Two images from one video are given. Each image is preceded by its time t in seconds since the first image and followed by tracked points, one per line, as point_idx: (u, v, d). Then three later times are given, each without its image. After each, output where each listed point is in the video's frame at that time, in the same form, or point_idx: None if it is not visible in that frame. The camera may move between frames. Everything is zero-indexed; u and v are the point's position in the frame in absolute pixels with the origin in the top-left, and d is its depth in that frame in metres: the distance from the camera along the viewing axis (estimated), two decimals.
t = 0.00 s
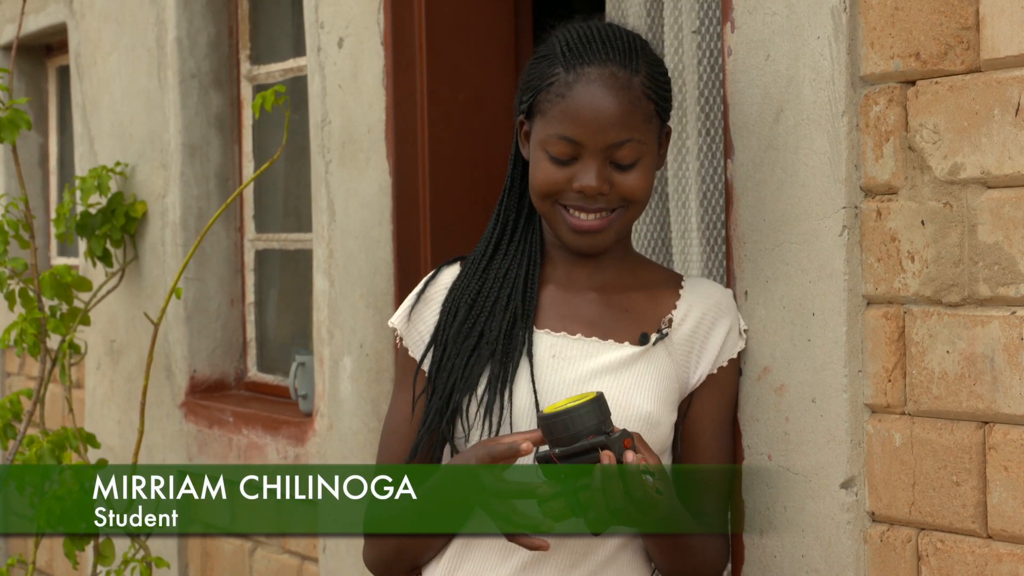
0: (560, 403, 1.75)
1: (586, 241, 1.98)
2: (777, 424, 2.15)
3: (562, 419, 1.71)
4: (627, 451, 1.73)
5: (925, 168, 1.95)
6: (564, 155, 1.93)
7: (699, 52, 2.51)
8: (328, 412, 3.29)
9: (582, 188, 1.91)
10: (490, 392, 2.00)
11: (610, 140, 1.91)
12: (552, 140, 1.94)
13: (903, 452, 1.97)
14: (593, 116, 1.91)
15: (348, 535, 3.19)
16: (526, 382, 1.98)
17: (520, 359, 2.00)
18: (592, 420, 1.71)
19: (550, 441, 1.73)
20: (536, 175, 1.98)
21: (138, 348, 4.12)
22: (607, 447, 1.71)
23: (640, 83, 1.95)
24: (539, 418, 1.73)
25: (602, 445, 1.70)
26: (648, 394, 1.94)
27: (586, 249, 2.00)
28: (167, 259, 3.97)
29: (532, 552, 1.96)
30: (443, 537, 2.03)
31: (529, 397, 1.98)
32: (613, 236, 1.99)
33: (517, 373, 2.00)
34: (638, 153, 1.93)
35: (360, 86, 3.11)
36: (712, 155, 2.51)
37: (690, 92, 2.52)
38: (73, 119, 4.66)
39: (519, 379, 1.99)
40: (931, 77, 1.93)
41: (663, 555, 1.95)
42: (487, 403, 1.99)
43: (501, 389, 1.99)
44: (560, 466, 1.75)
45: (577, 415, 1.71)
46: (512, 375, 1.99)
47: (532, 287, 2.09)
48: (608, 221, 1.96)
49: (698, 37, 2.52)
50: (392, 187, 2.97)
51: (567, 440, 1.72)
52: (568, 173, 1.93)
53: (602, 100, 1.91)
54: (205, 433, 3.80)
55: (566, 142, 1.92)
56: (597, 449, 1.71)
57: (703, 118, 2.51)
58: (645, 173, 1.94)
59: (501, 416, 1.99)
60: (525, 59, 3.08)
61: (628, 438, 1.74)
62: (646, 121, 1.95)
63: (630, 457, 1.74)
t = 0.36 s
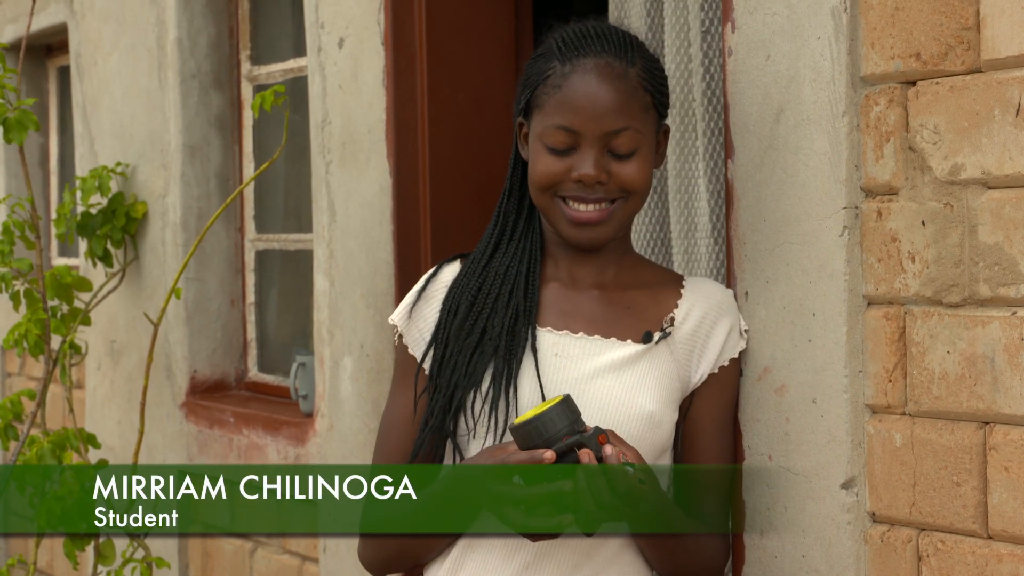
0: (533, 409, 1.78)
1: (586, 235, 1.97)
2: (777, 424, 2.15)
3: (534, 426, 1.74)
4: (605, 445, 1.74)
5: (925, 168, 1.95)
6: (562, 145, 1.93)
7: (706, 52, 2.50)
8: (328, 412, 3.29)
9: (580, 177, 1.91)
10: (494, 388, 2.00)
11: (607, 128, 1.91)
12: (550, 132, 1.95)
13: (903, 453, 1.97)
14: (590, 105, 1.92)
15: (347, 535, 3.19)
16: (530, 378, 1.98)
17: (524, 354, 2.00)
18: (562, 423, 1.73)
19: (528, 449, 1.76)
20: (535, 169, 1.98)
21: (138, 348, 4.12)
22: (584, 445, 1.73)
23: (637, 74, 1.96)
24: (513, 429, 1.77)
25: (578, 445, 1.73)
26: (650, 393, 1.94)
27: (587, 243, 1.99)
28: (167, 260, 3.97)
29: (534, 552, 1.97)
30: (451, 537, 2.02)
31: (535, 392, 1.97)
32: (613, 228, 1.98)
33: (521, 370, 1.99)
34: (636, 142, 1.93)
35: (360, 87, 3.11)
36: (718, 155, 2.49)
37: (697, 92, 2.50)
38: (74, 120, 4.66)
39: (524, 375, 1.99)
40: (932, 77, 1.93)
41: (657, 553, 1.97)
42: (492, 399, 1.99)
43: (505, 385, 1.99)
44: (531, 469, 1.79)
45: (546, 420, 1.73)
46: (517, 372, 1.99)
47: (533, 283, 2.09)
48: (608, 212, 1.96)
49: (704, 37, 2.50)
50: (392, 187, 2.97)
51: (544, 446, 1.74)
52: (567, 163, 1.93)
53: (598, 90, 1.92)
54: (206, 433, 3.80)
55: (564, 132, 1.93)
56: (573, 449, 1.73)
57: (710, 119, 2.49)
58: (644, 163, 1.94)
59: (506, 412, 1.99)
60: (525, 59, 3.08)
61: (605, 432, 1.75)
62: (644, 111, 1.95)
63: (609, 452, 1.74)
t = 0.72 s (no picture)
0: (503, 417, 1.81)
1: (580, 244, 1.98)
2: (778, 425, 2.15)
3: (508, 430, 1.77)
4: (581, 439, 1.78)
5: (927, 169, 1.94)
6: (556, 154, 1.94)
7: (707, 53, 2.49)
8: (329, 413, 3.29)
9: (573, 187, 1.91)
10: (489, 394, 2.00)
11: (602, 138, 1.91)
12: (545, 139, 1.95)
13: (904, 453, 1.97)
14: (585, 114, 1.92)
15: (349, 536, 3.19)
16: (525, 383, 1.99)
17: (518, 362, 2.00)
18: (535, 423, 1.77)
19: (506, 456, 1.79)
20: (530, 175, 1.98)
21: (139, 349, 4.12)
22: (559, 444, 1.75)
23: (634, 82, 1.95)
24: (488, 437, 1.79)
25: (554, 444, 1.75)
26: (648, 392, 1.94)
27: (581, 253, 2.00)
28: (168, 260, 3.98)
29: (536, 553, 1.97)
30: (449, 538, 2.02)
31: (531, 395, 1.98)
32: (607, 238, 1.98)
33: (516, 375, 2.00)
34: (631, 152, 1.93)
35: (361, 87, 3.11)
36: (719, 155, 2.48)
37: (698, 93, 2.51)
38: (75, 121, 4.67)
39: (518, 382, 1.99)
40: (933, 78, 1.93)
41: (661, 554, 1.95)
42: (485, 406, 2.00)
43: (500, 391, 2.00)
44: (511, 475, 1.80)
45: (520, 422, 1.76)
46: (511, 377, 1.99)
47: (529, 290, 2.09)
48: (601, 222, 1.96)
49: (705, 38, 2.50)
50: (393, 188, 2.98)
51: (520, 448, 1.77)
52: (561, 172, 1.94)
53: (593, 98, 1.92)
54: (207, 434, 3.80)
55: (558, 141, 1.93)
56: (550, 447, 1.76)
57: (711, 119, 2.49)
58: (638, 173, 1.94)
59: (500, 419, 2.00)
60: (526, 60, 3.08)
61: (578, 427, 1.78)
62: (640, 120, 1.95)
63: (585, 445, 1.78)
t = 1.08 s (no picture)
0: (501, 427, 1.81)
1: (583, 250, 1.99)
2: (779, 429, 2.15)
3: (507, 441, 1.77)
4: (579, 448, 1.78)
5: (927, 173, 1.94)
6: (559, 162, 1.94)
7: (704, 57, 2.51)
8: (330, 417, 3.29)
9: (576, 196, 1.92)
10: (491, 396, 2.00)
11: (605, 149, 1.90)
12: (548, 147, 1.95)
13: (905, 457, 1.97)
14: (588, 124, 1.91)
15: (349, 539, 3.19)
16: (528, 384, 1.98)
17: (522, 360, 2.00)
18: (534, 435, 1.76)
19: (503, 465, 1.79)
20: (532, 181, 1.98)
21: (140, 352, 4.12)
22: (558, 455, 1.76)
23: (637, 91, 1.95)
24: (487, 447, 1.80)
25: (553, 455, 1.76)
26: (650, 397, 1.93)
27: (584, 258, 2.01)
28: (169, 264, 3.98)
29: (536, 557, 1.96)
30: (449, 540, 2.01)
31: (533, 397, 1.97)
32: (610, 242, 1.99)
33: (519, 378, 2.00)
34: (634, 161, 1.93)
35: (362, 91, 3.11)
36: (716, 158, 2.49)
37: (694, 97, 2.52)
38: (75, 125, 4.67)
39: (522, 382, 1.99)
40: (933, 82, 1.93)
41: (665, 561, 1.95)
42: (489, 407, 2.00)
43: (503, 392, 2.00)
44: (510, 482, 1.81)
45: (519, 435, 1.76)
46: (514, 380, 1.99)
47: (531, 291, 2.09)
48: (604, 228, 1.97)
49: (703, 41, 2.51)
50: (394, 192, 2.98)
51: (519, 459, 1.77)
52: (564, 180, 1.94)
53: (598, 107, 1.91)
54: (207, 437, 3.80)
55: (561, 150, 1.93)
56: (549, 458, 1.76)
57: (708, 121, 2.50)
58: (641, 182, 1.94)
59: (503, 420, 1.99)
60: (527, 64, 3.08)
61: (576, 436, 1.78)
62: (643, 129, 1.94)
63: (583, 454, 1.78)
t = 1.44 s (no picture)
0: (483, 433, 1.80)
1: (584, 235, 1.97)
2: (780, 429, 2.15)
3: (492, 445, 1.76)
4: (563, 439, 1.77)
5: (928, 173, 1.94)
6: (560, 139, 1.94)
7: (703, 54, 2.50)
8: (331, 417, 3.29)
9: (577, 171, 1.91)
10: (492, 400, 2.00)
11: (606, 121, 1.93)
12: (549, 125, 1.97)
13: (906, 457, 1.97)
14: (589, 98, 1.94)
15: (350, 539, 3.19)
16: (529, 388, 1.98)
17: (523, 366, 2.00)
18: (517, 432, 1.76)
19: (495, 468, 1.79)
20: (534, 166, 1.98)
21: (141, 352, 4.12)
22: (543, 451, 1.75)
23: (639, 75, 1.97)
24: (474, 454, 1.79)
25: (538, 452, 1.75)
26: (652, 399, 1.93)
27: (585, 244, 1.98)
28: (170, 264, 3.98)
29: (538, 557, 1.96)
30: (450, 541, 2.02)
31: (534, 399, 1.97)
32: (611, 229, 1.97)
33: (520, 381, 1.99)
34: (635, 136, 1.94)
35: (363, 91, 3.11)
36: (714, 159, 2.50)
37: (688, 93, 2.52)
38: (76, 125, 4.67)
39: (522, 385, 1.99)
40: (935, 82, 1.93)
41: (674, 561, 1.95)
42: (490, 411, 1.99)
43: (504, 397, 1.99)
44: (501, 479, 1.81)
45: (502, 434, 1.76)
46: (515, 383, 1.99)
47: (533, 294, 2.09)
48: (604, 212, 1.95)
49: (698, 39, 2.51)
50: (395, 192, 2.98)
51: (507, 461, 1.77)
52: (565, 157, 1.94)
53: (598, 85, 1.95)
54: (208, 437, 3.79)
55: (562, 124, 1.95)
56: (535, 454, 1.75)
57: (703, 122, 2.51)
58: (642, 162, 1.94)
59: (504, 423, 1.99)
60: (528, 64, 3.08)
61: (558, 427, 1.78)
62: (644, 111, 1.96)
63: (568, 444, 1.77)
